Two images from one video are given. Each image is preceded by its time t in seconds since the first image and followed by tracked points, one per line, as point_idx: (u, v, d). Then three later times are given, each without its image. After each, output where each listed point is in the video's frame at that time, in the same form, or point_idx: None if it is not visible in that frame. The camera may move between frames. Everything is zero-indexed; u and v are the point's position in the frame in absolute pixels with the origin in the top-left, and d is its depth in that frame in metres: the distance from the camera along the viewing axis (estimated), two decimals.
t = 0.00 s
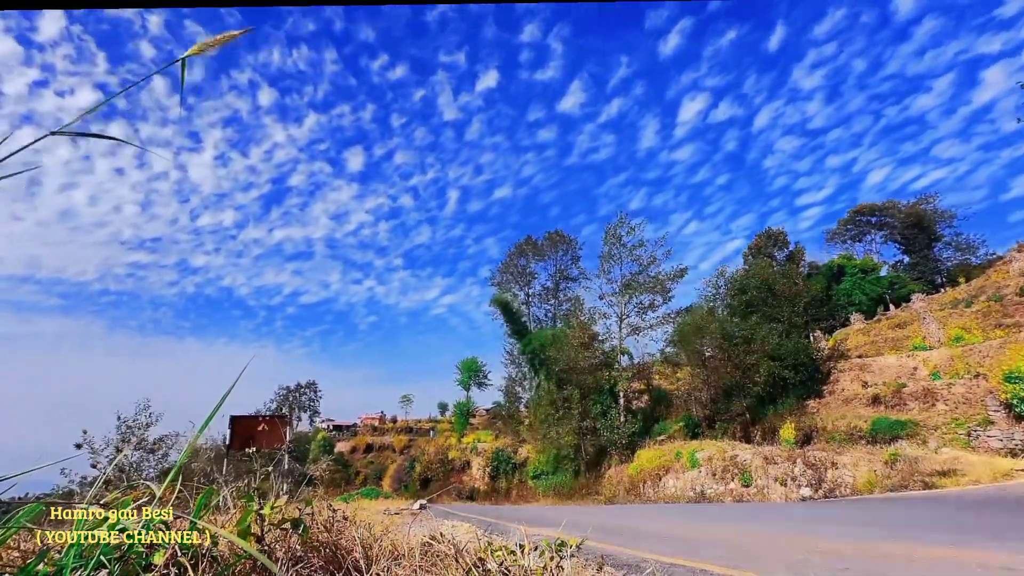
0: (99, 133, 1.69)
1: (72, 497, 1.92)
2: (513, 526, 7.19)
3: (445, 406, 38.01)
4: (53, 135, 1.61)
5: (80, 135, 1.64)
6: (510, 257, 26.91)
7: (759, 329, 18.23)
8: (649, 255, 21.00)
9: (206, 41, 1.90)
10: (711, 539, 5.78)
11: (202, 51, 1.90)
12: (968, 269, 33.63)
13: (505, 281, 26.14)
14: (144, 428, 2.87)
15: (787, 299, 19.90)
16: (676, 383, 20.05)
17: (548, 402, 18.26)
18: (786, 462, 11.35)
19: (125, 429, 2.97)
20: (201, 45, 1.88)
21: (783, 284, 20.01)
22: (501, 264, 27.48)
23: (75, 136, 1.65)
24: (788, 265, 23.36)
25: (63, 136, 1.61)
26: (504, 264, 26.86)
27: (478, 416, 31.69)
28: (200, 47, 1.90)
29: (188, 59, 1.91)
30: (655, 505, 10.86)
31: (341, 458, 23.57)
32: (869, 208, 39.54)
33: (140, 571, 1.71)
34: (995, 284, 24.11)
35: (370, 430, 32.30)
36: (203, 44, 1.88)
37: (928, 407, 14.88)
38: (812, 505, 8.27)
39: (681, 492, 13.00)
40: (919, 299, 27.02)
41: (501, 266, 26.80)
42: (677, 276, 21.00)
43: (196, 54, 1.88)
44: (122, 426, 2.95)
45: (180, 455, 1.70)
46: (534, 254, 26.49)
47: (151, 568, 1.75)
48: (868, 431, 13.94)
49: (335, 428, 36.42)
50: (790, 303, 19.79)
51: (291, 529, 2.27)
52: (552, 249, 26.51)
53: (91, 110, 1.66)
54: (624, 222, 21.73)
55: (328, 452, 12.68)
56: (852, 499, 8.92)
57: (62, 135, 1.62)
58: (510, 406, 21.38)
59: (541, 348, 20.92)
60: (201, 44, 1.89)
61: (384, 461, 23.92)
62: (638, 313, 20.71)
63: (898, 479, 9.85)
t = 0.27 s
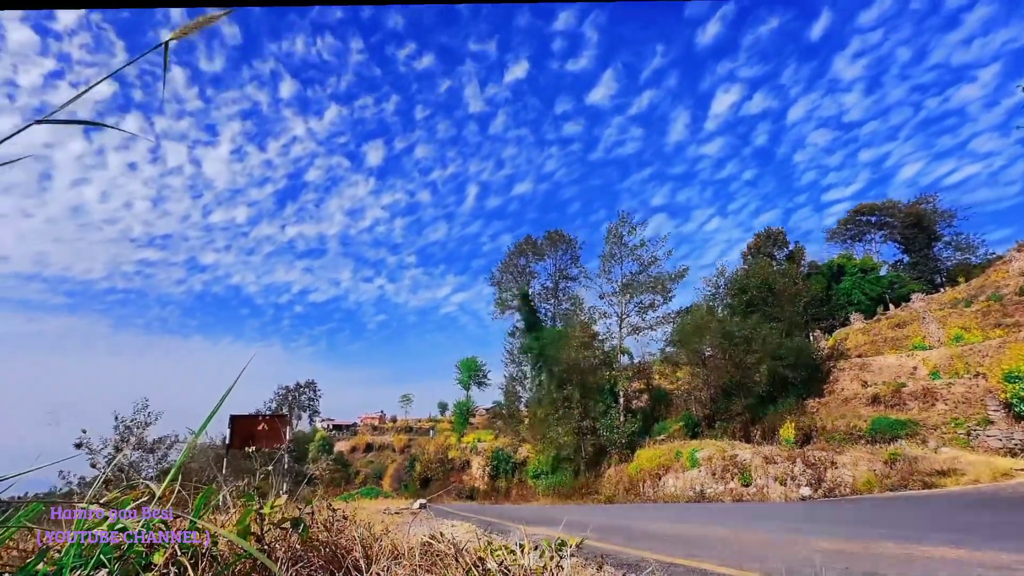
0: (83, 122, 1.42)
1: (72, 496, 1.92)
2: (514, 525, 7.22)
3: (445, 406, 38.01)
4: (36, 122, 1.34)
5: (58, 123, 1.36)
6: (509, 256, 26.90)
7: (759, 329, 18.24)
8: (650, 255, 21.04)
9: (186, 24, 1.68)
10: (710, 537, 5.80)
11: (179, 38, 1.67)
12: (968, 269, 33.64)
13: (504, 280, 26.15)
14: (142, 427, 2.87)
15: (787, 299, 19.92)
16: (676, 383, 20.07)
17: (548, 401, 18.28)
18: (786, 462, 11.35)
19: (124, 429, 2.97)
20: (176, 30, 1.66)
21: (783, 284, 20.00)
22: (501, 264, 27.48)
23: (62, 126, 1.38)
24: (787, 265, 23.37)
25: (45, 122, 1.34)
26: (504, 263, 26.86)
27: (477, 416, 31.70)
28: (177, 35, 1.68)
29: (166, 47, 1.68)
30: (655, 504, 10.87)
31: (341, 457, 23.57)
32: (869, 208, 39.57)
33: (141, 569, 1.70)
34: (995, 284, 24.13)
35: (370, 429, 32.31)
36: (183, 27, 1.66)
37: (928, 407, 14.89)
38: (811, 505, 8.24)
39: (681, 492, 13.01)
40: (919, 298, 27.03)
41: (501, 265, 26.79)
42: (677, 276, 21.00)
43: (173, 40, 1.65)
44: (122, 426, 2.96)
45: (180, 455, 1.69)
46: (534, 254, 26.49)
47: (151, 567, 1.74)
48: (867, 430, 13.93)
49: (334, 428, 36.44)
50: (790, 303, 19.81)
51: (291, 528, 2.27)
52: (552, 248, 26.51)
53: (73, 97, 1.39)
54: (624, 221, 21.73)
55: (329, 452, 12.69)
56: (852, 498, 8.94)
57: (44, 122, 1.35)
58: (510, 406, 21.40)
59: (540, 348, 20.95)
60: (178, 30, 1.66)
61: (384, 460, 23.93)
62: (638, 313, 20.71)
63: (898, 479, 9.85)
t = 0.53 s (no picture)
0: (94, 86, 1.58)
1: (72, 495, 1.92)
2: (514, 525, 7.24)
3: (445, 406, 37.98)
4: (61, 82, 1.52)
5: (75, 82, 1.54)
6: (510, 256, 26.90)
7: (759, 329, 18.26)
8: (650, 255, 21.04)
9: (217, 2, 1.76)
10: (710, 537, 5.81)
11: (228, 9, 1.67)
12: (968, 269, 33.61)
13: (505, 280, 26.14)
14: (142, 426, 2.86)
15: (788, 299, 19.93)
16: (677, 382, 20.07)
17: (548, 401, 18.27)
18: (786, 461, 11.35)
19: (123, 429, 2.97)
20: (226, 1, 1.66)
21: (783, 284, 20.02)
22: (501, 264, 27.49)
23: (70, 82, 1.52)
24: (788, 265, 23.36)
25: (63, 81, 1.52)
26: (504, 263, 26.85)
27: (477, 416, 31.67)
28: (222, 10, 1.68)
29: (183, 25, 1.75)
30: (655, 504, 10.86)
31: (341, 457, 23.56)
32: (869, 208, 39.58)
33: (141, 569, 1.71)
34: (995, 284, 24.13)
35: (370, 429, 32.29)
36: None
37: (928, 407, 14.88)
38: (811, 505, 8.25)
39: (681, 492, 12.99)
40: (919, 298, 27.02)
41: (501, 265, 26.79)
42: (677, 276, 20.99)
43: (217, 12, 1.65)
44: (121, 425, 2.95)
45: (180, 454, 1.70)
46: (534, 254, 26.47)
47: (151, 566, 1.75)
48: (868, 430, 13.93)
49: (334, 428, 36.42)
50: (790, 303, 19.84)
51: (291, 528, 2.27)
52: (552, 248, 26.50)
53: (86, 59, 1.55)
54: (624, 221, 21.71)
55: (329, 452, 12.69)
56: (852, 498, 8.95)
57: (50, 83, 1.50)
58: (510, 406, 21.39)
59: (541, 348, 20.94)
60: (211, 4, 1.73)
61: (384, 460, 23.92)
62: (638, 313, 20.70)
63: (898, 478, 9.85)
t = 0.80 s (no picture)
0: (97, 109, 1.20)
1: (73, 495, 1.92)
2: (514, 525, 7.25)
3: (445, 405, 37.99)
4: (40, 111, 1.13)
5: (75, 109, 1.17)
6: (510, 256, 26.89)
7: (759, 329, 18.29)
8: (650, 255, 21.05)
9: None
10: (710, 537, 5.82)
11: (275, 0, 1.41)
12: (968, 269, 33.62)
13: (504, 279, 26.14)
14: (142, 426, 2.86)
15: (788, 299, 19.91)
16: (676, 382, 20.09)
17: (548, 401, 18.28)
18: (786, 461, 11.37)
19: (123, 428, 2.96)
20: None
21: (783, 284, 20.04)
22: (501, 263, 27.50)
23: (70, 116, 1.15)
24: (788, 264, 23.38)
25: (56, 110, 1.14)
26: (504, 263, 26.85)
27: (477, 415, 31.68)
28: None
29: (175, 28, 1.28)
30: (655, 504, 10.91)
31: (341, 456, 23.57)
32: (869, 208, 39.65)
33: (141, 568, 1.71)
34: (995, 283, 24.16)
35: (370, 429, 32.30)
36: None
37: (928, 407, 14.89)
38: (812, 505, 8.24)
39: (681, 491, 13.01)
40: (919, 298, 27.04)
41: (501, 265, 26.78)
42: (677, 276, 20.99)
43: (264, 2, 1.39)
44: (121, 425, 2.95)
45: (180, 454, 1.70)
46: (534, 254, 26.47)
47: (151, 565, 1.75)
48: (868, 430, 13.92)
49: (334, 427, 36.47)
50: (790, 303, 19.86)
51: (291, 527, 2.27)
52: (552, 248, 26.48)
53: (81, 81, 1.17)
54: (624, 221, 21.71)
55: (330, 452, 12.72)
56: (852, 498, 8.97)
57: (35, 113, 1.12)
58: (510, 406, 21.40)
59: (540, 347, 20.97)
60: None
61: (384, 460, 23.93)
62: (638, 312, 20.71)
63: (898, 478, 9.84)
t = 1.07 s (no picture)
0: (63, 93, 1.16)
1: (73, 495, 1.92)
2: (515, 525, 7.25)
3: (445, 405, 37.99)
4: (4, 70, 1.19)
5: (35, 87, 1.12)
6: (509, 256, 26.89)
7: (759, 329, 18.27)
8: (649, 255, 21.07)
9: None
10: (710, 537, 5.82)
11: None
12: (968, 269, 33.60)
13: (504, 280, 26.15)
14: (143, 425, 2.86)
15: (788, 299, 19.89)
16: (676, 382, 20.09)
17: (548, 401, 18.26)
18: (786, 461, 11.38)
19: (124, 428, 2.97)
20: None
21: (783, 284, 20.02)
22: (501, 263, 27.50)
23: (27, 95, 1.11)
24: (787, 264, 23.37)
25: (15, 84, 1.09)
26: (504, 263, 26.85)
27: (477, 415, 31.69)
28: None
29: None
30: (655, 504, 10.91)
31: (341, 456, 23.58)
32: (869, 208, 39.67)
33: (141, 568, 1.71)
34: (995, 283, 24.16)
35: (370, 429, 32.30)
36: None
37: (928, 407, 14.89)
38: (811, 504, 8.24)
39: (681, 492, 13.01)
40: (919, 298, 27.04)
41: (501, 265, 26.79)
42: (676, 275, 21.00)
43: None
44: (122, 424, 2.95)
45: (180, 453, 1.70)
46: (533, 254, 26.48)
47: (151, 565, 1.76)
48: (868, 430, 13.91)
49: (334, 427, 36.49)
50: (790, 303, 19.84)
51: (291, 527, 2.27)
52: (551, 248, 26.49)
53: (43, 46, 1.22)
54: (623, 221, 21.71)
55: (330, 452, 12.73)
56: (851, 498, 8.97)
57: None
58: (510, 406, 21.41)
59: (540, 347, 20.98)
60: None
61: (384, 460, 23.94)
62: (638, 312, 20.72)
63: (897, 478, 9.84)
